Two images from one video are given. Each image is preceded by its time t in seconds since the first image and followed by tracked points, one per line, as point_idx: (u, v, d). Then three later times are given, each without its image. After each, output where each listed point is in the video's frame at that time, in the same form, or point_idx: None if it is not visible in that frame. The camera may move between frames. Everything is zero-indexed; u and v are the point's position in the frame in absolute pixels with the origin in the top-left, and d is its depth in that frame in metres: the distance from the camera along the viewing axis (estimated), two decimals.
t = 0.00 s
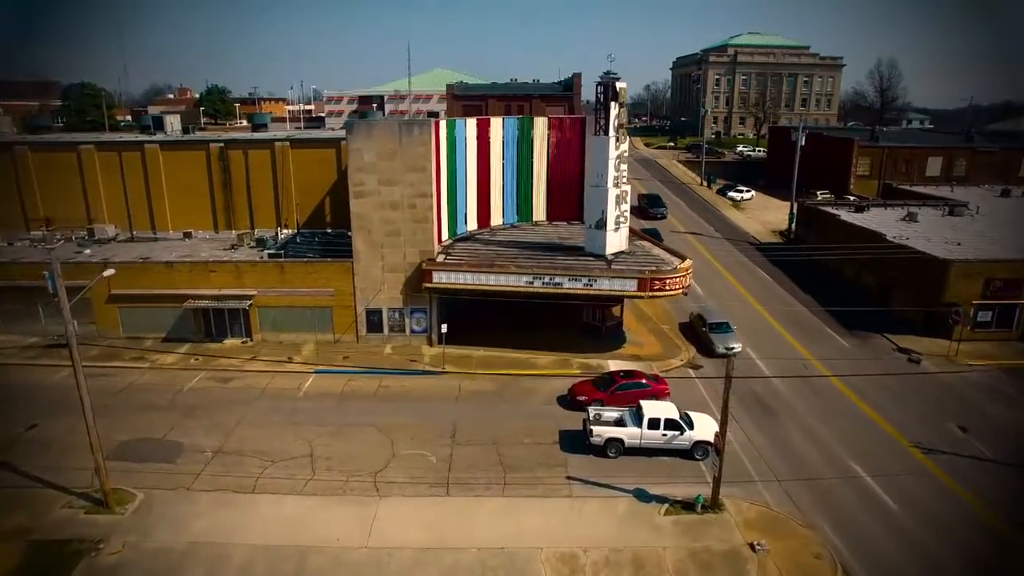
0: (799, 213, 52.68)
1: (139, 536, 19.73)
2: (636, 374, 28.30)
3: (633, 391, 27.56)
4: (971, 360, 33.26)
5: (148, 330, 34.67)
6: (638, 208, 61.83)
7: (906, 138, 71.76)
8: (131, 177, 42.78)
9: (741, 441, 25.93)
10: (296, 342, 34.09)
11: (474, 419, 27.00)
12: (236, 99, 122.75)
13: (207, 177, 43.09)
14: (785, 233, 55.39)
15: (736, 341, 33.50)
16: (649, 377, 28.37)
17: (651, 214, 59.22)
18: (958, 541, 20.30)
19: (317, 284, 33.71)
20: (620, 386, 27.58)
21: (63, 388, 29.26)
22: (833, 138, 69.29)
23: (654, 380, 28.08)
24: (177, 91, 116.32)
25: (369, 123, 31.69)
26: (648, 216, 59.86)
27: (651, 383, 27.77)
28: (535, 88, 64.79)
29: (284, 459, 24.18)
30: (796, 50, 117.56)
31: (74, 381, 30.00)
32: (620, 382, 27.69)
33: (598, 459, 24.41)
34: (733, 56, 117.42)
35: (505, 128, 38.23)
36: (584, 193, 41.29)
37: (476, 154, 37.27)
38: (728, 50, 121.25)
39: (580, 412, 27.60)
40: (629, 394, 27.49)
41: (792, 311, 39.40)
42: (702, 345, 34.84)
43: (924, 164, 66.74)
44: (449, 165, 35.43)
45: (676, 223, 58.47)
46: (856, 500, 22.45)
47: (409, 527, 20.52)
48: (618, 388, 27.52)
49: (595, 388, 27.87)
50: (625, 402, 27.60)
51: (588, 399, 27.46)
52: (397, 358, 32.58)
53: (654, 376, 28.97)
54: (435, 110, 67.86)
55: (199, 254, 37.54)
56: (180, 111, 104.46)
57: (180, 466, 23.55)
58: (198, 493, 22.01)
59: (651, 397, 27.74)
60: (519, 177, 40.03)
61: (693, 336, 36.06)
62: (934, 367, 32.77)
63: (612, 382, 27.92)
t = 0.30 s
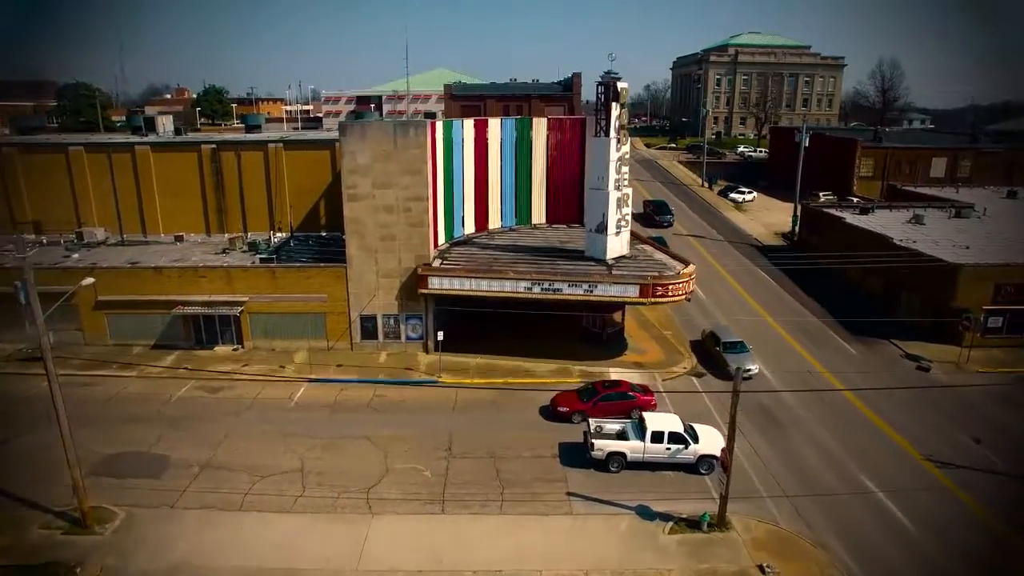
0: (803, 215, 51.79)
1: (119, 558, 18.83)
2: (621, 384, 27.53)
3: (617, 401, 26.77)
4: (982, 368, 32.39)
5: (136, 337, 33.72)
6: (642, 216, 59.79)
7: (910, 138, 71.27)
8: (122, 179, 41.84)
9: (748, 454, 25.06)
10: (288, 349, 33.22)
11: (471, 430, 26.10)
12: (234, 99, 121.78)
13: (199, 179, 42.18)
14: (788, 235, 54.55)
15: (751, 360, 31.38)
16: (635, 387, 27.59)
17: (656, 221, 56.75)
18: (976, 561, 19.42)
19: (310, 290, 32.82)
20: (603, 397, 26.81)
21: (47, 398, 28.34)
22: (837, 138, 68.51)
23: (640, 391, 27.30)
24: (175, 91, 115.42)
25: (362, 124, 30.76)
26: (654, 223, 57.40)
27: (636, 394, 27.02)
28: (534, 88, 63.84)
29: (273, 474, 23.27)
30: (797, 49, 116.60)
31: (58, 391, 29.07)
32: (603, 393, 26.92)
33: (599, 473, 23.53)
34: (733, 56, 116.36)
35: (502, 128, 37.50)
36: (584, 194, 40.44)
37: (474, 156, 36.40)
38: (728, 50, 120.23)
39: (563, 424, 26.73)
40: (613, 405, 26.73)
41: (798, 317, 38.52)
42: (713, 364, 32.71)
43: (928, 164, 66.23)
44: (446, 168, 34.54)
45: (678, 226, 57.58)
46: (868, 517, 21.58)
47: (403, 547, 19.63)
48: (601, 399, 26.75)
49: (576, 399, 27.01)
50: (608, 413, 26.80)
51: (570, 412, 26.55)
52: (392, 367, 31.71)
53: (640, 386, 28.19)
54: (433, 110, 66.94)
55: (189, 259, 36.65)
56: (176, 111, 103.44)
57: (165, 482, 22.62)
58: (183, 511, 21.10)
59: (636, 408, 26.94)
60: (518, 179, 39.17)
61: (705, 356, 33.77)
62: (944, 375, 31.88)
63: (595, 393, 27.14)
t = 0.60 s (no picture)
0: (806, 217, 51.02)
1: None
2: (607, 394, 26.74)
3: (601, 412, 26.01)
4: (993, 374, 31.63)
5: (125, 343, 32.90)
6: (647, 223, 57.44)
7: (914, 138, 71.03)
8: (113, 181, 41.03)
9: (754, 466, 24.32)
10: (281, 356, 32.43)
11: (468, 441, 25.33)
12: (232, 99, 120.92)
13: (193, 181, 41.39)
14: (791, 237, 53.81)
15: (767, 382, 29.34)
16: (622, 397, 26.79)
17: (663, 229, 54.15)
18: None
19: (304, 295, 32.03)
20: (588, 406, 26.03)
21: (32, 408, 27.53)
22: (840, 138, 67.88)
23: (626, 401, 26.49)
24: (172, 91, 114.65)
25: (357, 125, 29.96)
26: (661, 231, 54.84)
27: (622, 404, 26.23)
28: (533, 88, 63.04)
29: (263, 488, 22.47)
30: (798, 49, 115.83)
31: (43, 400, 28.26)
32: (588, 402, 26.13)
33: (601, 486, 22.76)
34: (733, 56, 115.14)
35: (501, 127, 36.81)
36: (585, 196, 39.66)
37: (472, 157, 35.63)
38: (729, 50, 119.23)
39: (545, 434, 25.95)
40: (597, 414, 25.97)
41: (803, 323, 37.80)
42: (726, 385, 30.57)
43: (932, 166, 65.52)
44: (443, 170, 33.79)
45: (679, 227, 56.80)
46: (880, 532, 20.82)
47: (397, 566, 18.83)
48: (585, 408, 25.98)
49: (558, 407, 26.22)
50: (592, 424, 26.06)
51: (552, 420, 25.77)
52: (388, 374, 30.93)
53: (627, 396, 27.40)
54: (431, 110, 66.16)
55: (181, 263, 35.88)
56: (173, 112, 102.53)
57: (150, 497, 21.81)
58: (168, 527, 20.30)
59: (621, 418, 26.18)
60: (518, 181, 38.43)
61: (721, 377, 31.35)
62: (954, 382, 31.10)
63: (580, 402, 26.36)
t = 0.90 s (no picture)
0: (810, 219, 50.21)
1: None
2: (591, 404, 25.78)
3: (584, 423, 25.05)
4: (1004, 382, 30.84)
5: (115, 349, 32.11)
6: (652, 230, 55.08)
7: (916, 138, 70.33)
8: (105, 183, 40.23)
9: (761, 479, 23.56)
10: (275, 363, 31.66)
11: (466, 452, 24.54)
12: (230, 99, 120.15)
13: (185, 183, 40.60)
14: (794, 240, 53.02)
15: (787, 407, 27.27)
16: (608, 407, 25.81)
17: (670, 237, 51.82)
18: None
19: (298, 300, 31.24)
20: (572, 417, 25.08)
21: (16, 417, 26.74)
22: (843, 137, 67.11)
23: (611, 411, 25.51)
24: (171, 91, 114.09)
25: (352, 126, 29.14)
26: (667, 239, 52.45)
27: (607, 414, 25.26)
28: (533, 88, 62.20)
29: (253, 503, 21.67)
30: (800, 49, 115.08)
31: (29, 409, 27.47)
32: (571, 413, 25.19)
33: (603, 501, 21.98)
34: (735, 55, 114.48)
35: (500, 128, 36.11)
36: (586, 198, 38.96)
37: (471, 159, 34.87)
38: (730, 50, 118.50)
39: (527, 445, 25.06)
40: (581, 426, 25.02)
41: (809, 328, 37.06)
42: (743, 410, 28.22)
43: (937, 167, 64.57)
44: (441, 171, 33.00)
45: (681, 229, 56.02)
46: (892, 549, 20.03)
47: None
48: (567, 419, 25.03)
49: (540, 418, 25.29)
50: (575, 435, 25.16)
51: (533, 432, 24.88)
52: (384, 382, 30.15)
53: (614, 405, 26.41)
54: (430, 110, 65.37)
55: (173, 267, 35.10)
56: (171, 112, 101.79)
57: (135, 512, 21.01)
58: (153, 545, 19.51)
59: (607, 429, 25.24)
60: (517, 182, 37.65)
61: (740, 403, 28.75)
62: (965, 390, 30.28)
63: (563, 412, 25.41)
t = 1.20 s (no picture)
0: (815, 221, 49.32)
1: None
2: (570, 417, 24.76)
3: (563, 437, 24.04)
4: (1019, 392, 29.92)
5: (101, 358, 31.14)
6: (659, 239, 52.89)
7: (920, 138, 69.62)
8: (94, 186, 39.27)
9: (770, 496, 22.65)
10: (266, 372, 30.75)
11: (462, 467, 23.61)
12: (228, 100, 119.28)
13: (176, 186, 39.63)
14: (799, 243, 52.15)
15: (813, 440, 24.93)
16: (588, 420, 24.79)
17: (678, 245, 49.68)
18: None
19: (290, 307, 30.29)
20: (551, 431, 24.06)
21: None
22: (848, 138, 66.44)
23: (592, 425, 24.49)
24: (169, 91, 113.34)
25: (344, 127, 28.18)
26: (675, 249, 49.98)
27: (587, 428, 24.27)
28: (532, 88, 61.29)
29: (239, 523, 20.70)
30: (802, 48, 114.39)
31: (10, 420, 26.49)
32: (549, 426, 24.16)
33: (606, 520, 21.04)
34: (736, 55, 113.84)
35: (498, 129, 35.24)
36: (586, 201, 38.24)
37: (468, 161, 33.97)
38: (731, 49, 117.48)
39: (504, 460, 24.06)
40: (560, 440, 24.03)
41: (816, 335, 36.22)
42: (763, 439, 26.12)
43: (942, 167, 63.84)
44: (438, 174, 32.02)
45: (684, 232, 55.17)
46: (910, 571, 19.10)
47: None
48: (546, 434, 24.01)
49: (517, 431, 24.27)
50: (553, 449, 24.17)
51: (510, 447, 23.83)
52: (379, 391, 29.23)
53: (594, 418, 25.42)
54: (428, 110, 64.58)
55: (163, 273, 34.15)
56: (168, 112, 101.05)
57: (115, 533, 20.03)
58: (132, 569, 18.54)
59: (587, 444, 24.24)
60: (515, 184, 36.70)
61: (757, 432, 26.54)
62: (978, 401, 29.37)
63: (540, 425, 24.37)
